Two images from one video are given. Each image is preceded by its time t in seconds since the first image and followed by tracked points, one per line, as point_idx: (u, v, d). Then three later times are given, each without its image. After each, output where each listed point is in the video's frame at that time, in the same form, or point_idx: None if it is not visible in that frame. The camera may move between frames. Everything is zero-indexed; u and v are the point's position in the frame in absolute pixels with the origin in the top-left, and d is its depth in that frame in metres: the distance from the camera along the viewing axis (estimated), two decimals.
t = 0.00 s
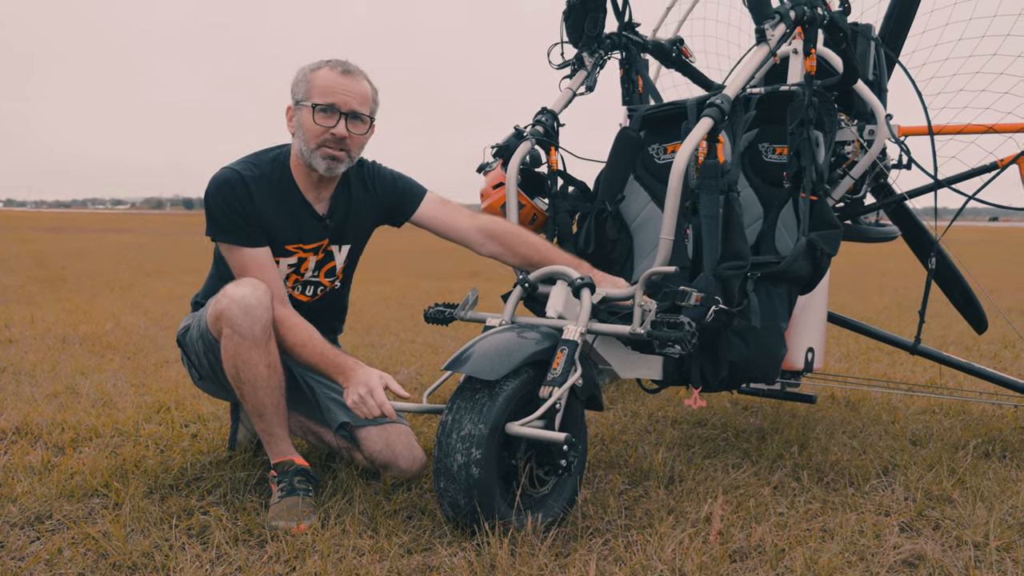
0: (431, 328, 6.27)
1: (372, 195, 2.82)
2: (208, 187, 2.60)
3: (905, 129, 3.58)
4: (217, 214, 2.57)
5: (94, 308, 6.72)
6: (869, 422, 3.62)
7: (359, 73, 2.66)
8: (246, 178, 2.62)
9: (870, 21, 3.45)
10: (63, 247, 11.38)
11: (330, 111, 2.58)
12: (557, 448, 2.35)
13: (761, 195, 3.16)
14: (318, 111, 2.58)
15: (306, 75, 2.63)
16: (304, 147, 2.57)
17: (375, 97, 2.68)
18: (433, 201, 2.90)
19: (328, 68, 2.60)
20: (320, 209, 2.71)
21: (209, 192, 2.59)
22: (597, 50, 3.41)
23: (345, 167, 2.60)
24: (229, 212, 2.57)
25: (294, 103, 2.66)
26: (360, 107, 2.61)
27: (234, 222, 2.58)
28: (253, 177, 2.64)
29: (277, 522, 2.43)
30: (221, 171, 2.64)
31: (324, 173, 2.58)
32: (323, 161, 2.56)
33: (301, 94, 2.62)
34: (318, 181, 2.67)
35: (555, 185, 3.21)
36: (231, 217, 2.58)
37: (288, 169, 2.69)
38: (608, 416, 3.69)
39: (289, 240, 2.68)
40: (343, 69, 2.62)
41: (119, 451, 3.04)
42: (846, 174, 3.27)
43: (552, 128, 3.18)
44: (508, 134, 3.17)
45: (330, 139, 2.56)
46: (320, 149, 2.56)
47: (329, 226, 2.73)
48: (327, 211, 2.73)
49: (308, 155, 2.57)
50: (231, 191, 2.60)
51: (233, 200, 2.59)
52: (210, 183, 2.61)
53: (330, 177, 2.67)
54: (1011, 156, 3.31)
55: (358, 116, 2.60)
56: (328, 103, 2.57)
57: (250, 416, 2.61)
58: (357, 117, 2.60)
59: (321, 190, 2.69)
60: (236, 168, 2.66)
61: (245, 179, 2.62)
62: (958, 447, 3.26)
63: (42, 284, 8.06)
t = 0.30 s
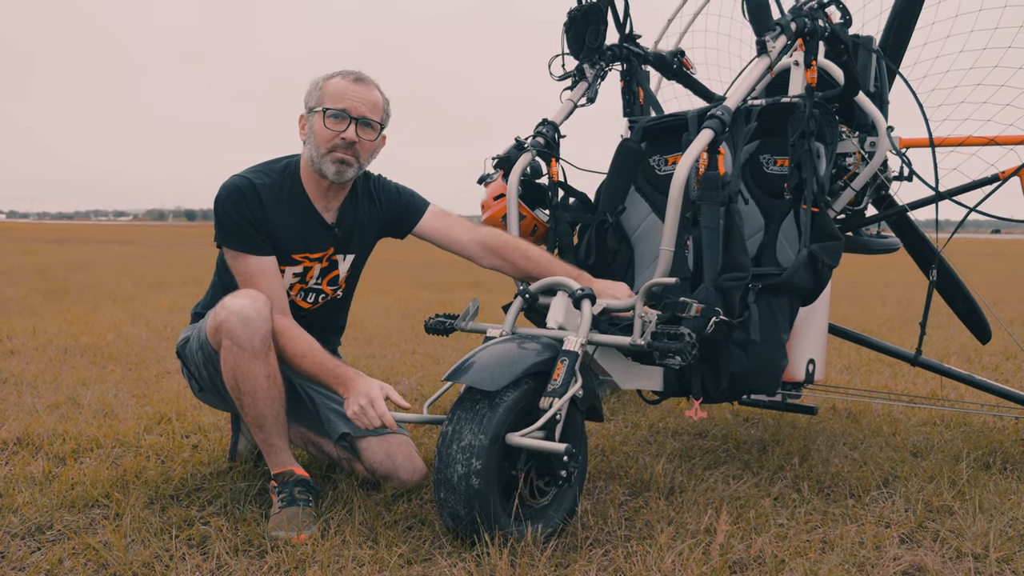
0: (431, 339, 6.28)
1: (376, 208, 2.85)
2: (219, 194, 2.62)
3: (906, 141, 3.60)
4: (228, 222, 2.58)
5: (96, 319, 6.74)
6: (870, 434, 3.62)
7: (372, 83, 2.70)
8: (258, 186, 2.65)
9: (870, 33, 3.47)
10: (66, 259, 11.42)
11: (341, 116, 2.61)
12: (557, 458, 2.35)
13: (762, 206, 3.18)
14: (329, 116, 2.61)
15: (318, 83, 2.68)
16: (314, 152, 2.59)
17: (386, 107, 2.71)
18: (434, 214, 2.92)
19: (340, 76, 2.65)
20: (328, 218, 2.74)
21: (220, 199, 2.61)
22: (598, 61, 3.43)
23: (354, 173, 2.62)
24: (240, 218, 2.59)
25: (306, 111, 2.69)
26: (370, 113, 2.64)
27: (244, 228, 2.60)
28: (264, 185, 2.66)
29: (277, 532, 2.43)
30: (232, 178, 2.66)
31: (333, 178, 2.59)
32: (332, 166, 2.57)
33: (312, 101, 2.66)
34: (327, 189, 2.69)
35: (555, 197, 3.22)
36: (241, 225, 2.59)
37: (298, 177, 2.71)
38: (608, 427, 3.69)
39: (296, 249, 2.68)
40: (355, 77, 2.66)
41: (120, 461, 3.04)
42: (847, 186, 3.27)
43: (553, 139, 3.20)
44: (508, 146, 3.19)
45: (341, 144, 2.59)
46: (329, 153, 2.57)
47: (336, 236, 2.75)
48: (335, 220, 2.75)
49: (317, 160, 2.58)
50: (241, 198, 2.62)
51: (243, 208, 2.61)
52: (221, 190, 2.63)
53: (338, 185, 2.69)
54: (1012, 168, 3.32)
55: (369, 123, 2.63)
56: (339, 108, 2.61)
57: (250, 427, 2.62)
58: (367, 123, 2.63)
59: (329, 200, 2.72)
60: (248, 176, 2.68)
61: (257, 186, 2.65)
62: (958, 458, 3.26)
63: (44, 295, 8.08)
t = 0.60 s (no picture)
0: (434, 334, 6.29)
1: (381, 201, 2.85)
2: (227, 186, 2.63)
3: (910, 135, 3.59)
4: (237, 215, 2.59)
5: (100, 314, 6.76)
6: (873, 428, 3.62)
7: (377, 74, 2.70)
8: (265, 178, 2.65)
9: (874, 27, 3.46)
10: (70, 255, 11.45)
11: (348, 110, 2.61)
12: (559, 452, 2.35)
13: (765, 201, 3.18)
14: (337, 110, 2.61)
15: (325, 74, 2.66)
16: (323, 145, 2.59)
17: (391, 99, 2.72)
18: (438, 208, 2.93)
19: (346, 69, 2.64)
20: (335, 211, 2.73)
21: (228, 192, 2.62)
22: (600, 55, 3.43)
23: (362, 166, 2.63)
24: (247, 212, 2.60)
25: (312, 104, 2.68)
26: (377, 106, 2.64)
27: (252, 222, 2.61)
28: (271, 177, 2.66)
29: (280, 525, 2.44)
30: (240, 171, 2.66)
31: (341, 170, 2.61)
32: (341, 159, 2.59)
33: (319, 94, 2.64)
34: (333, 182, 2.69)
35: (557, 191, 3.21)
36: (249, 217, 2.60)
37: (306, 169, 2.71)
38: (610, 421, 3.69)
39: (302, 242, 2.69)
40: (361, 69, 2.65)
41: (124, 455, 3.05)
42: (851, 181, 3.25)
43: (554, 133, 3.20)
44: (510, 140, 3.19)
45: (349, 137, 2.59)
46: (339, 146, 2.58)
47: (343, 227, 2.75)
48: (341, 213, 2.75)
49: (326, 153, 2.59)
50: (249, 191, 2.63)
51: (250, 200, 2.61)
52: (230, 183, 2.64)
53: (345, 178, 2.69)
54: (1017, 163, 3.31)
55: (377, 116, 2.63)
56: (347, 101, 2.60)
57: (253, 421, 2.62)
58: (375, 116, 2.63)
59: (335, 192, 2.71)
60: (255, 169, 2.68)
61: (264, 179, 2.65)
62: (961, 453, 3.25)
63: (48, 290, 8.10)
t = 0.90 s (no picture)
0: (438, 331, 6.29)
1: (389, 192, 2.86)
2: (244, 156, 2.65)
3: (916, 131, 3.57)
4: (251, 180, 2.59)
5: (105, 311, 6.77)
6: (879, 425, 3.61)
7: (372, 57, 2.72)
8: (281, 155, 2.68)
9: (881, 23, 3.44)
10: (74, 252, 11.47)
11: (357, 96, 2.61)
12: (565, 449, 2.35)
13: (771, 197, 3.16)
14: (345, 97, 2.60)
15: (323, 63, 2.65)
16: (339, 135, 2.60)
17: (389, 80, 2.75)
18: (445, 201, 2.93)
19: (345, 55, 2.64)
20: (343, 197, 2.75)
21: (244, 161, 2.64)
22: (606, 52, 3.42)
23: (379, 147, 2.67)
24: (262, 180, 2.60)
25: (314, 96, 2.67)
26: (383, 88, 2.66)
27: (265, 190, 2.60)
28: (286, 155, 2.69)
29: (286, 522, 2.44)
30: (258, 145, 2.70)
31: (362, 156, 2.63)
32: (360, 145, 2.61)
33: (322, 84, 2.63)
34: (344, 168, 2.72)
35: (562, 188, 3.20)
36: (264, 185, 2.60)
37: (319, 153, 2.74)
38: (616, 418, 3.69)
39: (310, 221, 2.68)
40: (359, 54, 2.66)
41: (129, 451, 3.05)
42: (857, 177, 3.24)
43: (560, 130, 3.19)
44: (516, 137, 3.19)
45: (364, 122, 2.61)
46: (356, 133, 2.60)
47: (350, 214, 2.76)
48: (349, 199, 2.76)
49: (344, 141, 2.60)
50: (265, 163, 2.64)
51: (265, 171, 2.63)
52: (247, 153, 2.66)
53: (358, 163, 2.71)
54: None
55: (384, 97, 2.64)
56: (355, 87, 2.60)
57: (260, 418, 2.62)
58: (384, 97, 2.65)
59: (344, 178, 2.74)
60: (273, 146, 2.72)
61: (280, 155, 2.68)
62: (967, 449, 3.25)
63: (53, 287, 8.12)
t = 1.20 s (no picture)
0: (439, 330, 6.29)
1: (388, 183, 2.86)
2: (248, 133, 2.66)
3: (916, 129, 3.57)
4: (253, 152, 2.59)
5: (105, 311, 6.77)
6: (879, 423, 3.61)
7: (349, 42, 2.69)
8: (283, 137, 2.70)
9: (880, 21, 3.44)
10: (73, 251, 11.46)
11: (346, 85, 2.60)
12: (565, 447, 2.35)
13: (770, 195, 3.15)
14: (334, 89, 2.59)
15: (304, 59, 2.63)
16: (337, 128, 2.60)
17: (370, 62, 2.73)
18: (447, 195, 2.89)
19: (324, 46, 2.63)
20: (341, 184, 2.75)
21: (248, 138, 2.64)
22: (606, 50, 3.42)
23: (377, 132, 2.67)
24: (263, 154, 2.61)
25: (302, 93, 2.64)
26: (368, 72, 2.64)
27: (265, 162, 2.60)
28: (289, 139, 2.71)
29: (287, 520, 2.44)
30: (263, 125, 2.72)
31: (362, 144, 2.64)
32: (359, 134, 2.61)
33: (309, 80, 2.61)
34: (343, 155, 2.72)
35: (563, 186, 3.20)
36: (266, 160, 2.61)
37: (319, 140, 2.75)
38: (616, 417, 3.68)
39: (307, 204, 2.69)
40: (337, 43, 2.65)
41: (129, 451, 3.05)
42: (857, 175, 3.24)
43: (560, 128, 3.19)
44: (516, 135, 3.19)
45: (358, 111, 2.60)
46: (352, 123, 2.60)
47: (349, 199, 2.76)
48: (347, 187, 2.77)
49: (342, 133, 2.60)
50: (268, 140, 2.66)
51: (268, 148, 2.64)
52: (251, 132, 2.67)
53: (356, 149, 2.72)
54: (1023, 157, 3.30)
55: (372, 80, 2.64)
56: (343, 78, 2.59)
57: (271, 415, 2.61)
58: (371, 81, 2.63)
59: (342, 164, 2.74)
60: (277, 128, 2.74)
61: (283, 137, 2.70)
62: (967, 447, 3.25)
63: (52, 287, 8.12)
